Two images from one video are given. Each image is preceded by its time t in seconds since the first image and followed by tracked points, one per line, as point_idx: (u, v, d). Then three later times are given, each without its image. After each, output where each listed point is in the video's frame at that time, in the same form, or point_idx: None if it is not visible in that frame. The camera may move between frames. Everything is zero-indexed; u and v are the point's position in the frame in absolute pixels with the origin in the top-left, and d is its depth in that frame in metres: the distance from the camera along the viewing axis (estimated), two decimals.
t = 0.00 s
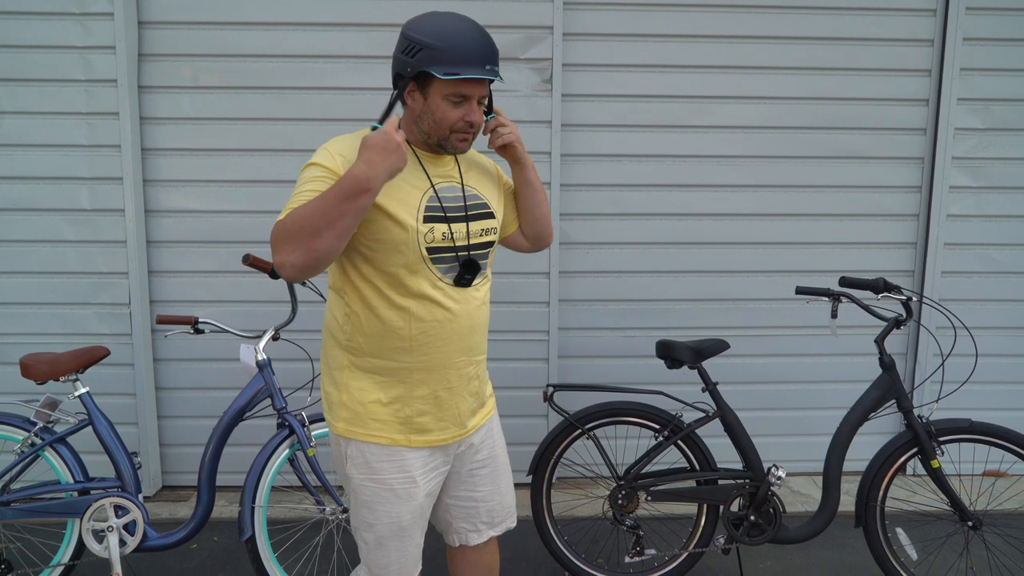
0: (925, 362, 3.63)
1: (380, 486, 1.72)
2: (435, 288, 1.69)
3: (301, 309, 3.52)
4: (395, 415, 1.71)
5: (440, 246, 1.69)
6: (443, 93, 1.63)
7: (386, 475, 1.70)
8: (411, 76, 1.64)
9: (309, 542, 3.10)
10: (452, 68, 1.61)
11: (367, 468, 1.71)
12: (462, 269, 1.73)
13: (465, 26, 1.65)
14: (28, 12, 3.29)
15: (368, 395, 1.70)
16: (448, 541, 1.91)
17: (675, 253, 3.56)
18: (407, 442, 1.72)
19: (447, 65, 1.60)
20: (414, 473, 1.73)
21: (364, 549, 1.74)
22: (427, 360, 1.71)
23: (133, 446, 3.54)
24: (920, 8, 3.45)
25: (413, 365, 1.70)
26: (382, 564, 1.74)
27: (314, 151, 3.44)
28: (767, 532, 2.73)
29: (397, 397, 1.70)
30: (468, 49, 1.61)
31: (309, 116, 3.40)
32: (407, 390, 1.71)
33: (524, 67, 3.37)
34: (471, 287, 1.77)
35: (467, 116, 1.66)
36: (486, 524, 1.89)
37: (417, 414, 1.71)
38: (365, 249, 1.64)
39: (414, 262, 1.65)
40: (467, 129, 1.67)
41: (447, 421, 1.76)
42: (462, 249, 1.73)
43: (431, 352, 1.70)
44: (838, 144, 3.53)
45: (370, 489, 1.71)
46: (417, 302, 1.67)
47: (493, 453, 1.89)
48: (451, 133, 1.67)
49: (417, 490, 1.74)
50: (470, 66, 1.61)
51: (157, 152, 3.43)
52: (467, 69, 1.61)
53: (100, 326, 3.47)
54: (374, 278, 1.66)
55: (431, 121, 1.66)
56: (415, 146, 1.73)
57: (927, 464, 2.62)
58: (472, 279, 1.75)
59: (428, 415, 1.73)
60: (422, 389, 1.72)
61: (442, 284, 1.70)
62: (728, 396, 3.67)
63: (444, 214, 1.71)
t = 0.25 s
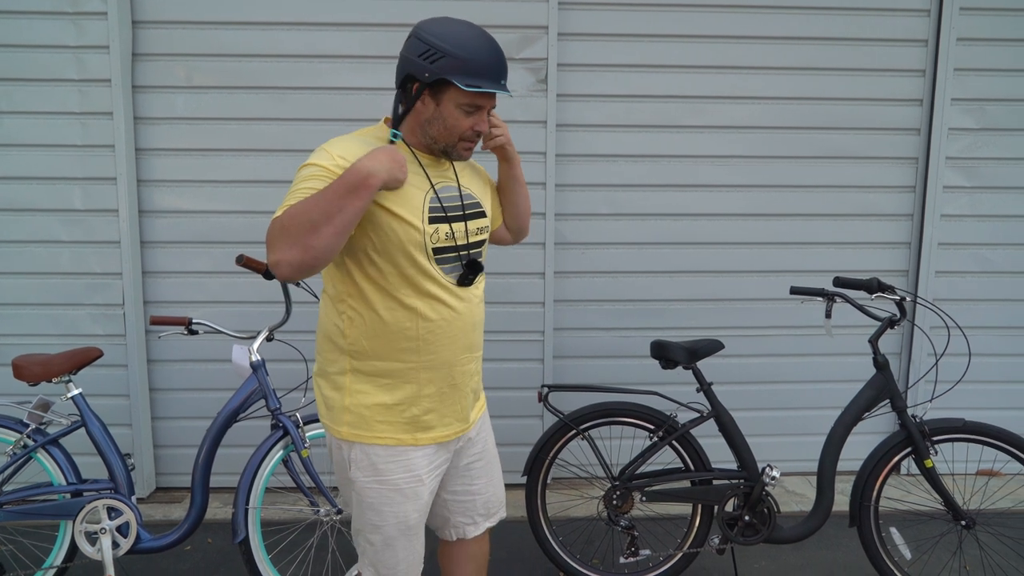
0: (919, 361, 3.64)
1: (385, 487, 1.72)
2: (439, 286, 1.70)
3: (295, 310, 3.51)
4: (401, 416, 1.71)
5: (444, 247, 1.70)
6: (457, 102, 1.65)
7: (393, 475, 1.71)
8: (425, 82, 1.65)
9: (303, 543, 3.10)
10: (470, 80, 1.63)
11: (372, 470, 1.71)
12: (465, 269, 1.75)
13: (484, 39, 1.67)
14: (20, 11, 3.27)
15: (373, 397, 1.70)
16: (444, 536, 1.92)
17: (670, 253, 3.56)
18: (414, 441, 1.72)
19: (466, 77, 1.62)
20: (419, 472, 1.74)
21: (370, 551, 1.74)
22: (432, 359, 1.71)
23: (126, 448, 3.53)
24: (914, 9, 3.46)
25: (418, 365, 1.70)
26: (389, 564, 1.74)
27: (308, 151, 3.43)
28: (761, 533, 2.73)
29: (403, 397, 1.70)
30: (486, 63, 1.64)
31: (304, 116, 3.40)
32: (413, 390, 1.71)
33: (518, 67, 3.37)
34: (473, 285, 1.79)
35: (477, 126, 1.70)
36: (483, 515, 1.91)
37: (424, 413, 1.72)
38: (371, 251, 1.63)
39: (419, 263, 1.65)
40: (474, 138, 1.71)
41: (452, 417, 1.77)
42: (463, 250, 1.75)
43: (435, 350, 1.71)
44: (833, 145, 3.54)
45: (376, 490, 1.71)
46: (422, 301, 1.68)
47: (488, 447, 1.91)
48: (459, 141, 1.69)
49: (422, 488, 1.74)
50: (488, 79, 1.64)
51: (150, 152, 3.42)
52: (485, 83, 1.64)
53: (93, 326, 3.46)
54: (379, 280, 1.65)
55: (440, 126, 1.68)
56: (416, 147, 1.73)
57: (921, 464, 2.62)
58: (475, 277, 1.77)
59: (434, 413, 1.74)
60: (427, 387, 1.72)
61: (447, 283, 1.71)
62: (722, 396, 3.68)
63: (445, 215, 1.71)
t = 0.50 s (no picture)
0: (909, 360, 3.66)
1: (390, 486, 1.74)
2: (444, 284, 1.73)
3: (287, 311, 3.50)
4: (407, 412, 1.73)
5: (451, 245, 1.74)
6: (459, 101, 1.68)
7: (398, 473, 1.73)
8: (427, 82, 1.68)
9: (295, 545, 3.09)
10: (472, 79, 1.65)
11: (378, 469, 1.72)
12: (468, 265, 1.79)
13: (484, 39, 1.70)
14: (8, 12, 3.25)
15: (379, 394, 1.71)
16: (432, 529, 1.97)
17: (661, 254, 3.56)
18: (419, 437, 1.75)
19: (468, 76, 1.65)
20: (423, 468, 1.77)
21: (374, 549, 1.76)
22: (436, 355, 1.74)
23: (117, 450, 3.51)
24: (903, 10, 3.48)
25: (424, 361, 1.73)
26: (394, 561, 1.76)
27: (299, 152, 3.42)
28: (753, 532, 2.74)
29: (409, 394, 1.72)
30: (486, 62, 1.67)
31: (295, 117, 3.39)
32: (418, 386, 1.73)
33: (510, 68, 3.37)
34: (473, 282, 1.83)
35: (477, 125, 1.73)
36: (471, 508, 1.99)
37: (429, 408, 1.75)
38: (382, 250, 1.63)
39: (429, 261, 1.68)
40: (474, 137, 1.74)
41: (452, 411, 1.81)
42: (466, 248, 1.79)
43: (439, 346, 1.74)
44: (823, 145, 3.56)
45: (382, 489, 1.73)
46: (427, 299, 1.70)
47: (477, 442, 1.98)
48: (460, 139, 1.72)
49: (425, 484, 1.78)
50: (489, 77, 1.67)
51: (140, 154, 3.40)
52: (488, 82, 1.67)
53: (83, 329, 3.44)
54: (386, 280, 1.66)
55: (442, 126, 1.71)
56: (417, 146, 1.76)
57: (911, 463, 2.64)
58: (477, 274, 1.80)
59: (437, 408, 1.77)
60: (431, 383, 1.75)
61: (452, 280, 1.75)
62: (714, 396, 3.69)
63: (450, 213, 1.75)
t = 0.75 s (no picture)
0: (902, 359, 3.67)
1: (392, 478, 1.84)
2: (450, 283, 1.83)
3: (281, 312, 3.50)
4: (410, 406, 1.82)
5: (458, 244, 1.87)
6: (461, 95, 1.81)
7: (400, 467, 1.83)
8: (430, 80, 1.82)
9: (290, 546, 3.08)
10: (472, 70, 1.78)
11: (382, 462, 1.81)
12: (473, 262, 1.91)
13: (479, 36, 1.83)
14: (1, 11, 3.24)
15: (385, 388, 1.80)
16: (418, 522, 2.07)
17: (655, 253, 3.57)
18: (419, 431, 1.84)
19: (467, 68, 1.78)
20: (423, 461, 1.87)
21: (375, 540, 1.85)
22: (439, 351, 1.84)
23: (111, 451, 3.50)
24: (895, 10, 3.49)
25: (428, 356, 1.83)
26: (394, 551, 1.86)
27: (293, 151, 3.41)
28: (747, 531, 2.74)
29: (412, 388, 1.82)
30: (483, 54, 1.80)
31: (288, 116, 3.38)
32: (422, 381, 1.83)
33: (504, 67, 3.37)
34: (476, 281, 1.94)
35: (481, 116, 1.85)
36: (455, 503, 2.10)
37: (430, 402, 1.85)
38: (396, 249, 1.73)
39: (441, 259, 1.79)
40: (479, 128, 1.86)
41: (451, 405, 1.91)
42: (470, 247, 1.92)
43: (443, 342, 1.84)
44: (816, 144, 3.56)
45: (385, 481, 1.82)
46: (432, 297, 1.80)
47: (468, 438, 2.09)
48: (465, 131, 1.85)
49: (426, 477, 1.88)
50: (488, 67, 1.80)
51: (133, 153, 3.39)
52: (487, 71, 1.79)
53: (76, 329, 3.42)
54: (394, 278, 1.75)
55: (448, 120, 1.83)
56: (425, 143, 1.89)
57: (904, 460, 2.64)
58: (481, 272, 1.92)
59: (438, 402, 1.86)
60: (434, 378, 1.85)
61: (459, 276, 1.86)
62: (708, 395, 3.69)
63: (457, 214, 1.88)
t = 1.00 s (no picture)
0: (897, 359, 3.68)
1: (402, 469, 1.90)
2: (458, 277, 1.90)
3: (277, 312, 3.49)
4: (419, 396, 1.90)
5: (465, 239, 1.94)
6: (451, 87, 1.85)
7: (410, 457, 1.90)
8: (421, 77, 1.86)
9: (286, 546, 3.08)
10: (459, 61, 1.82)
11: (392, 453, 1.89)
12: (477, 255, 1.98)
13: (464, 31, 1.87)
14: None
15: (396, 378, 1.89)
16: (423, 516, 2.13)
17: (652, 253, 3.57)
18: (427, 421, 1.91)
19: (454, 60, 1.81)
20: (432, 451, 1.93)
21: (385, 530, 1.91)
22: (449, 344, 1.91)
23: (106, 452, 3.49)
24: (890, 10, 3.50)
25: (437, 348, 1.90)
26: (404, 541, 1.91)
27: (289, 151, 3.40)
28: (743, 531, 2.74)
29: (422, 379, 1.90)
30: (469, 45, 1.84)
31: (284, 116, 3.37)
32: (431, 373, 1.91)
33: (499, 67, 3.36)
34: (481, 275, 2.02)
35: (474, 106, 1.88)
36: (454, 498, 2.15)
37: (439, 393, 1.92)
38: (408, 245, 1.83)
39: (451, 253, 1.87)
40: (473, 118, 1.89)
41: (459, 397, 1.98)
42: (475, 241, 1.99)
43: (453, 336, 1.92)
44: (812, 145, 3.57)
45: (395, 472, 1.89)
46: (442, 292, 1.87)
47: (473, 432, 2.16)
48: (459, 122, 1.88)
49: (434, 468, 1.94)
50: (474, 57, 1.84)
51: (128, 154, 3.38)
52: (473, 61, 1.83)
53: (71, 329, 3.41)
54: (407, 272, 1.85)
55: (441, 114, 1.87)
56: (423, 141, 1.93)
57: (900, 460, 2.65)
58: (485, 265, 1.99)
59: (446, 394, 1.94)
60: (443, 370, 1.92)
61: (465, 270, 1.93)
62: (704, 395, 3.69)
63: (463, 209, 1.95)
